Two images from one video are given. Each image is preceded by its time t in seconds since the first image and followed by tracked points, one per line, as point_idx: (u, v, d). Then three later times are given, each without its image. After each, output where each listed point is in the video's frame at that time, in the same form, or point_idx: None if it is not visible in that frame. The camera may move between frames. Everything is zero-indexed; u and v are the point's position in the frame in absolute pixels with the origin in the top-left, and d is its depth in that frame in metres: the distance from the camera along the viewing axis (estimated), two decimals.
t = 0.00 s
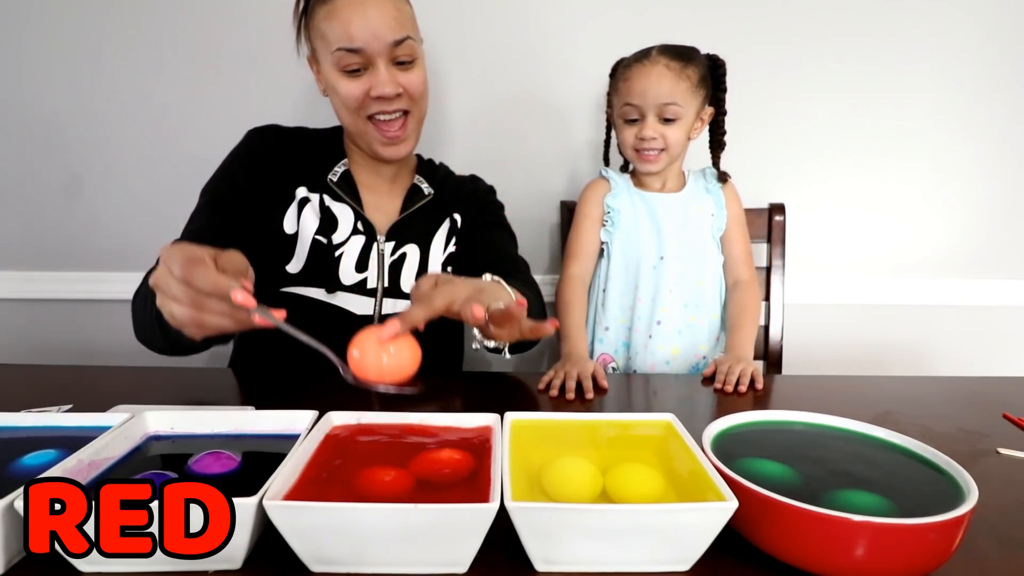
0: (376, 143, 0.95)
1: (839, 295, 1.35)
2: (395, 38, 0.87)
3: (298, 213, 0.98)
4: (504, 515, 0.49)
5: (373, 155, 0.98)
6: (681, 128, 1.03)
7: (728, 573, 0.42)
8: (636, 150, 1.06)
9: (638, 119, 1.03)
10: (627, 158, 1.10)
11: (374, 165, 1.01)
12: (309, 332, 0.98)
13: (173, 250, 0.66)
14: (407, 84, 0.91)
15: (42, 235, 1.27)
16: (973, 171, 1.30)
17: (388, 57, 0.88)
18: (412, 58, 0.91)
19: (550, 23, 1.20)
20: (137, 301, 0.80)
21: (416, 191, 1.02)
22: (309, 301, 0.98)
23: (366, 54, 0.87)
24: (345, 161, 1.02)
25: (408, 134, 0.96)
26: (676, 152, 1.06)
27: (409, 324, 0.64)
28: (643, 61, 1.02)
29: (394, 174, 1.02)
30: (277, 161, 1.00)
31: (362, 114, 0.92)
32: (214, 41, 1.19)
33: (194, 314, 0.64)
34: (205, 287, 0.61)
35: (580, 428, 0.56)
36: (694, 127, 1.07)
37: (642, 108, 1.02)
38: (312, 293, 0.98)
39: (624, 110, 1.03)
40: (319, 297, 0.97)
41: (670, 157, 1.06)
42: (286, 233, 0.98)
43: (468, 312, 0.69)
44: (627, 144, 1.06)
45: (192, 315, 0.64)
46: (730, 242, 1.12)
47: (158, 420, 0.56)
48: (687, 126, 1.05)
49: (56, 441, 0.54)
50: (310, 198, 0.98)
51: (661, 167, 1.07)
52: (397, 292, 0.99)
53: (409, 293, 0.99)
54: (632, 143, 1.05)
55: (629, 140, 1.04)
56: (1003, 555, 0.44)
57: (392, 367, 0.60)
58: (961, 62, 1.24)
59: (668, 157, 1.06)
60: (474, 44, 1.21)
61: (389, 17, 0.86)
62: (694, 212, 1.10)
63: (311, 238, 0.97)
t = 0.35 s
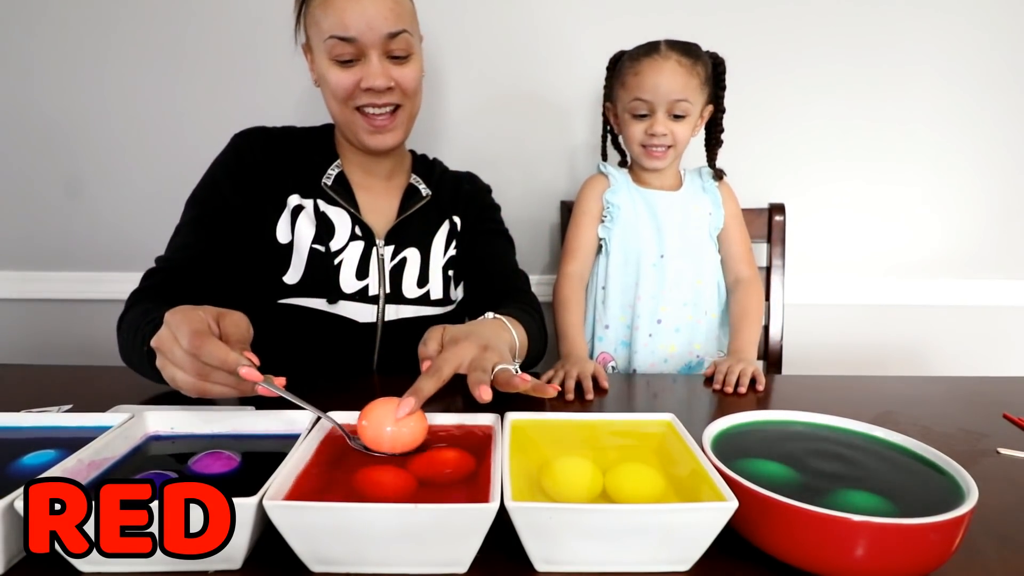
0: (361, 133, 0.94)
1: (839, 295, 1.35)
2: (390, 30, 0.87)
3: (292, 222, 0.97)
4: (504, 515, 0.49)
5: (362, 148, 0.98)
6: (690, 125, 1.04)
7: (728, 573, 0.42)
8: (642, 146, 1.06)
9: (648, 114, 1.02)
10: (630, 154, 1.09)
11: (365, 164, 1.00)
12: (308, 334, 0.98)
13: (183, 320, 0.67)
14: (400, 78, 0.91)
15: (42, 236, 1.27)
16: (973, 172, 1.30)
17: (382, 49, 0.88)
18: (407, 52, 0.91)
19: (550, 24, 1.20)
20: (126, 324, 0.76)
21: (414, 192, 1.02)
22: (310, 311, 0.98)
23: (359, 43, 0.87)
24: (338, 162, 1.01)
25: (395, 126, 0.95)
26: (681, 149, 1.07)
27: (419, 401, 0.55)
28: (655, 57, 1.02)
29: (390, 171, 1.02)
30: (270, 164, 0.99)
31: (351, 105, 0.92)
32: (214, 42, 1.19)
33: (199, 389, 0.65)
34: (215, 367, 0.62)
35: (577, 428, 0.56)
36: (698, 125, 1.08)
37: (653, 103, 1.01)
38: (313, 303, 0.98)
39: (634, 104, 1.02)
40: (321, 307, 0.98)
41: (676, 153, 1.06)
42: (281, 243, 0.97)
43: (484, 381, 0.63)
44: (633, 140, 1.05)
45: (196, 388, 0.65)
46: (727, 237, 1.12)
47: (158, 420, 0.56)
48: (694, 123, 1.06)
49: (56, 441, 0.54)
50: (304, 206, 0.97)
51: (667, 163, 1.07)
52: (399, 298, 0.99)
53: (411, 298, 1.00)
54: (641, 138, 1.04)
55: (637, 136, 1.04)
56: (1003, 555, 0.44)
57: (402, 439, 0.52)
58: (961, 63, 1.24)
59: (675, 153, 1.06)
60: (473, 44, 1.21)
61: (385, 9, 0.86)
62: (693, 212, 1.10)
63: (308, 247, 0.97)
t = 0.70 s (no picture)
0: (354, 130, 0.94)
1: (840, 295, 1.35)
2: (391, 27, 0.87)
3: (287, 224, 0.97)
4: (504, 515, 0.49)
5: (355, 146, 0.97)
6: (682, 138, 1.05)
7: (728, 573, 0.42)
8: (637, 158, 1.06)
9: (642, 127, 1.03)
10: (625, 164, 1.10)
11: (359, 163, 1.00)
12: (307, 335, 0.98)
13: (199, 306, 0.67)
14: (397, 77, 0.91)
15: (42, 236, 1.27)
16: (972, 172, 1.30)
17: (381, 46, 0.88)
18: (407, 52, 0.91)
19: (549, 24, 1.20)
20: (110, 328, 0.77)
21: (414, 191, 1.02)
22: (309, 315, 0.97)
23: (359, 39, 0.87)
24: (334, 162, 1.01)
25: (387, 128, 0.95)
26: (676, 160, 1.08)
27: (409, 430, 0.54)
28: (650, 70, 1.02)
29: (387, 170, 1.02)
30: (265, 165, 0.99)
31: (346, 100, 0.92)
32: (214, 42, 1.19)
33: (199, 373, 0.63)
34: (227, 352, 0.62)
35: (576, 427, 0.56)
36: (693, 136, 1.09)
37: (646, 117, 1.02)
38: (311, 307, 0.97)
39: (628, 118, 1.03)
40: (318, 311, 0.97)
41: (670, 165, 1.07)
42: (275, 246, 0.97)
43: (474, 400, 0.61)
44: (628, 152, 1.06)
45: (196, 373, 0.63)
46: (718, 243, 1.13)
47: (157, 420, 0.56)
48: (688, 135, 1.06)
49: (55, 441, 0.54)
50: (299, 207, 0.97)
51: (661, 175, 1.08)
52: (398, 299, 0.99)
53: (409, 300, 1.00)
54: (635, 151, 1.05)
55: (631, 148, 1.05)
56: (1003, 555, 0.44)
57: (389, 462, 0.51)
58: (960, 63, 1.24)
59: (669, 165, 1.07)
60: (473, 45, 1.21)
61: (387, 6, 0.86)
62: (691, 218, 1.11)
63: (305, 250, 0.97)
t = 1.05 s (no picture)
0: (356, 128, 0.94)
1: (840, 295, 1.35)
2: (399, 27, 0.88)
3: (287, 221, 0.97)
4: (504, 515, 0.49)
5: (357, 145, 0.97)
6: (674, 147, 1.06)
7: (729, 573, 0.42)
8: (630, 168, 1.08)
9: (632, 139, 1.05)
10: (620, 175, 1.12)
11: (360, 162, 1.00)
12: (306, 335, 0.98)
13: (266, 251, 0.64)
14: (403, 77, 0.91)
15: (42, 236, 1.27)
16: (972, 172, 1.30)
17: (388, 46, 0.88)
18: (414, 53, 0.91)
19: (549, 24, 1.20)
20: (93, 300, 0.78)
21: (416, 189, 1.02)
22: (310, 313, 0.97)
23: (366, 36, 0.87)
24: (337, 159, 1.01)
25: (389, 127, 0.95)
26: (669, 169, 1.09)
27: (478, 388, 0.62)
28: (637, 84, 1.04)
29: (389, 168, 1.02)
30: (267, 163, 0.99)
31: (350, 98, 0.91)
32: (215, 43, 1.20)
33: (232, 282, 0.56)
34: (278, 271, 0.56)
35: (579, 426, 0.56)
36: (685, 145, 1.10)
37: (635, 129, 1.04)
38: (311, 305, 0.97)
39: (618, 130, 1.06)
40: (318, 309, 0.97)
41: (664, 173, 1.09)
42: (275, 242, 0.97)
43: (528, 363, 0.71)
44: (620, 163, 1.08)
45: (227, 283, 0.56)
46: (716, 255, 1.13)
47: (157, 420, 0.56)
48: (680, 145, 1.08)
49: (55, 441, 0.54)
50: (299, 204, 0.97)
51: (655, 184, 1.10)
52: (397, 298, 0.99)
53: (409, 299, 1.00)
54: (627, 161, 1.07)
55: (624, 159, 1.06)
56: (1002, 555, 0.44)
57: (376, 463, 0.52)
58: (960, 64, 1.24)
59: (661, 174, 1.09)
60: (473, 45, 1.21)
61: (396, 6, 0.87)
62: (689, 224, 1.12)
63: (305, 246, 0.96)
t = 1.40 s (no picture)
0: (368, 124, 0.93)
1: (840, 295, 1.35)
2: (416, 28, 0.89)
3: (293, 221, 0.96)
4: (504, 515, 0.49)
5: (367, 142, 0.96)
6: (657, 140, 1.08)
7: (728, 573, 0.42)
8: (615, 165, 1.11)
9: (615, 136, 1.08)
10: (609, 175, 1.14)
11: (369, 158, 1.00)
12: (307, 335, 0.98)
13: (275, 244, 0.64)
14: (417, 76, 0.92)
15: (42, 236, 1.27)
16: (972, 173, 1.30)
17: (404, 45, 0.89)
18: (427, 53, 0.92)
19: (549, 23, 1.20)
20: (119, 313, 0.79)
21: (420, 190, 1.02)
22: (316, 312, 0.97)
23: (385, 35, 0.87)
24: (342, 159, 1.00)
25: (401, 124, 0.95)
26: (655, 164, 1.11)
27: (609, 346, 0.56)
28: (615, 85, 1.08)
29: (396, 167, 1.02)
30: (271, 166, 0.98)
31: (363, 94, 0.91)
32: (215, 43, 1.20)
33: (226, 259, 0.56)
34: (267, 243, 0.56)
35: (585, 427, 0.56)
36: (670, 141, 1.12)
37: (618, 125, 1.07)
38: (317, 304, 0.96)
39: (602, 129, 1.08)
40: (325, 307, 0.97)
41: (649, 169, 1.11)
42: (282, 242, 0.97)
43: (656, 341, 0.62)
44: (607, 162, 1.10)
45: (222, 262, 0.56)
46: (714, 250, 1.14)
47: (158, 420, 0.56)
48: (663, 139, 1.10)
49: (55, 441, 0.54)
50: (305, 204, 0.97)
51: (642, 179, 1.11)
52: (404, 297, 0.99)
53: (415, 298, 1.00)
54: (612, 159, 1.10)
55: (608, 158, 1.09)
56: (1003, 555, 0.44)
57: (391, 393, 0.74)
58: (960, 64, 1.24)
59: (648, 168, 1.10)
60: (473, 45, 1.20)
61: (414, 7, 0.88)
62: (683, 219, 1.12)
63: (311, 246, 0.96)
